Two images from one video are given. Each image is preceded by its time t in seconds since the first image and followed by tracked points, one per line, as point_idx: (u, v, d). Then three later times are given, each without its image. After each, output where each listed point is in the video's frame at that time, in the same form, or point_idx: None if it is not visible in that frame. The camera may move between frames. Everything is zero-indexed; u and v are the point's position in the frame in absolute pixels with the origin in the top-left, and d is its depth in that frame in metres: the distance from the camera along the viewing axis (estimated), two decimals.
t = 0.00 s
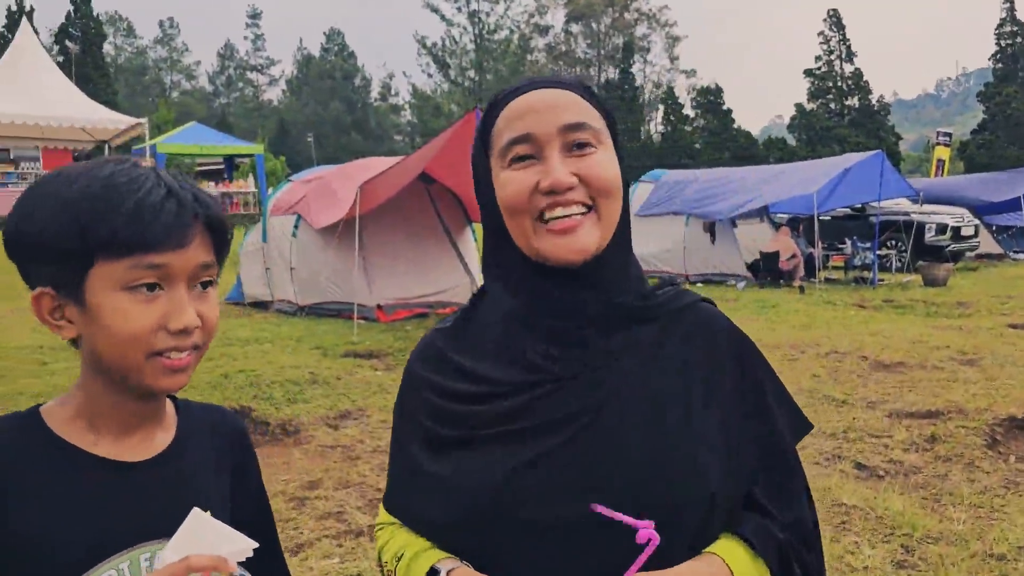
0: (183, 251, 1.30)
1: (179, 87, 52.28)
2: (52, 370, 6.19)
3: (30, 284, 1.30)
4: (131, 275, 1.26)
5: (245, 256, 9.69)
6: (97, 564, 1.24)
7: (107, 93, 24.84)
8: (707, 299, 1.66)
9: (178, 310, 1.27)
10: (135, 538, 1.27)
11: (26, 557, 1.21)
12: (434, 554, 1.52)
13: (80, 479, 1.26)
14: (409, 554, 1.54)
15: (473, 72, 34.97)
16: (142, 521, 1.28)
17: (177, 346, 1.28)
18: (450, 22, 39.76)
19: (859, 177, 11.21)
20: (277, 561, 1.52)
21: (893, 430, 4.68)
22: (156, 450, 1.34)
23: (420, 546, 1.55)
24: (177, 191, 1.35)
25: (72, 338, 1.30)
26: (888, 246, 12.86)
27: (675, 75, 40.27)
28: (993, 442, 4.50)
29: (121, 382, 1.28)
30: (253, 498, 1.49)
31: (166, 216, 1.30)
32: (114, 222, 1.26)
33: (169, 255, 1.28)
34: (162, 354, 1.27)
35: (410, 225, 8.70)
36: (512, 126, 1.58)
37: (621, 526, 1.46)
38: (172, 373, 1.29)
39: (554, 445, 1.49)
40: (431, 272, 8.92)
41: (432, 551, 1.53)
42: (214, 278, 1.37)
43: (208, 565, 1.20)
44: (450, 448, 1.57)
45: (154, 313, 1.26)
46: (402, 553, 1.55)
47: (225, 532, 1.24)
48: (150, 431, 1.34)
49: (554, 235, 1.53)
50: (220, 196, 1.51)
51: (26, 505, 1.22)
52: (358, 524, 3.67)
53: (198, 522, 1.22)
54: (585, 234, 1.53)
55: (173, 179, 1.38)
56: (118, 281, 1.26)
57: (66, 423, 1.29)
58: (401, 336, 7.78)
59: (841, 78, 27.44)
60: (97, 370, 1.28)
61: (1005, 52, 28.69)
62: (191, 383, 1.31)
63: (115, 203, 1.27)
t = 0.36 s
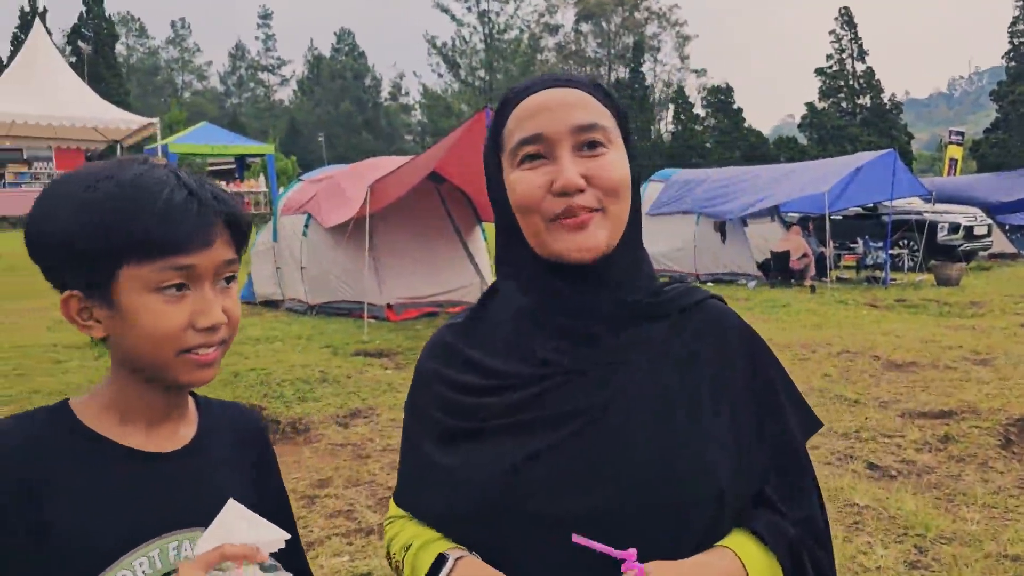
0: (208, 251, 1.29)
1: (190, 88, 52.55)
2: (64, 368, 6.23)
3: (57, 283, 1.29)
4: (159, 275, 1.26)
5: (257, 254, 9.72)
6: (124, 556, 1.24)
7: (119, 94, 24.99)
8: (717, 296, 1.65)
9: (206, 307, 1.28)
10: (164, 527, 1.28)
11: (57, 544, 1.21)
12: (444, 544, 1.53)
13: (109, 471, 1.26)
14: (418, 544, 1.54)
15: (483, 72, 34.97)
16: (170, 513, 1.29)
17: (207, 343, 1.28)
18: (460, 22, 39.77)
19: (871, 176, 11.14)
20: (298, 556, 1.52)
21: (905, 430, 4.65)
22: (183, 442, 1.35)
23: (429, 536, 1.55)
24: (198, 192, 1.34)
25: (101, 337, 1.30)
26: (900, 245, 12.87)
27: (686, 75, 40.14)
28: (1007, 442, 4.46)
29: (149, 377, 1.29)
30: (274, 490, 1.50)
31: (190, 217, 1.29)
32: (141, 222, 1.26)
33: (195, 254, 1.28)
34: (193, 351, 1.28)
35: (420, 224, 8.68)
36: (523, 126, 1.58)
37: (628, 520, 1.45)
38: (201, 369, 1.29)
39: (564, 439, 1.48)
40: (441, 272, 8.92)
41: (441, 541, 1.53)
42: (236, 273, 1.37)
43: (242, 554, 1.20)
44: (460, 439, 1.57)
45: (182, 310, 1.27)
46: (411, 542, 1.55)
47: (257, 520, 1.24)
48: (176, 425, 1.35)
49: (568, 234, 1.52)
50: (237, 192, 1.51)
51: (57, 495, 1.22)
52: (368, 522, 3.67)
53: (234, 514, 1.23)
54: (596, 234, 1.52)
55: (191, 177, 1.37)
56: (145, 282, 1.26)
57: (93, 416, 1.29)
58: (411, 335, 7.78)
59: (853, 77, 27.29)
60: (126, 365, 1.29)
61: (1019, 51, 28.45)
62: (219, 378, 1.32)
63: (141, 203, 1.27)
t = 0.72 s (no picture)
0: (237, 252, 1.31)
1: (199, 87, 52.69)
2: (75, 366, 6.26)
3: (90, 287, 1.31)
4: (190, 278, 1.28)
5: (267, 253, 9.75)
6: (156, 551, 1.26)
7: (129, 93, 25.08)
8: (726, 292, 1.65)
9: (236, 308, 1.30)
10: (194, 522, 1.29)
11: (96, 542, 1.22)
12: (448, 530, 1.57)
13: (141, 468, 1.27)
14: (427, 536, 1.58)
15: (491, 72, 34.98)
16: (198, 509, 1.30)
17: (237, 342, 1.31)
18: (468, 22, 39.74)
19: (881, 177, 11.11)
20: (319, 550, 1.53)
21: (916, 431, 4.63)
22: (211, 438, 1.36)
23: (434, 525, 1.59)
24: (224, 195, 1.35)
25: (135, 338, 1.32)
26: (910, 246, 12.81)
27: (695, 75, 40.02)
28: (1018, 443, 4.44)
29: (180, 376, 1.31)
30: (293, 486, 1.51)
31: (218, 218, 1.31)
32: (172, 223, 1.27)
33: (225, 257, 1.30)
34: (224, 350, 1.30)
35: (430, 224, 8.69)
36: (527, 135, 1.59)
37: (636, 515, 1.45)
38: (232, 370, 1.32)
39: (577, 436, 1.49)
40: (450, 272, 8.95)
41: (447, 528, 1.57)
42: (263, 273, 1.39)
43: (276, 556, 1.21)
44: (472, 438, 1.60)
45: (213, 312, 1.29)
46: (422, 535, 1.59)
47: (288, 519, 1.24)
48: (205, 422, 1.37)
49: (579, 241, 1.53)
50: (255, 192, 1.52)
51: (95, 493, 1.23)
52: (378, 521, 3.68)
53: (265, 515, 1.23)
54: (608, 237, 1.54)
55: (216, 179, 1.38)
56: (177, 285, 1.28)
57: (125, 413, 1.30)
58: (420, 334, 7.80)
59: (862, 77, 27.19)
60: (157, 365, 1.30)
61: None
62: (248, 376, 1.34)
63: (169, 207, 1.28)
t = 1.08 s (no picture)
0: (254, 250, 1.33)
1: (205, 85, 52.80)
2: (83, 363, 6.29)
3: (113, 284, 1.33)
4: (208, 276, 1.29)
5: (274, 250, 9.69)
6: (182, 548, 1.28)
7: (136, 91, 25.15)
8: (742, 283, 1.64)
9: (254, 305, 1.31)
10: (216, 522, 1.31)
11: (126, 532, 1.24)
12: (476, 525, 1.58)
13: (169, 464, 1.29)
14: (459, 533, 1.58)
15: (496, 70, 34.97)
16: (231, 501, 1.33)
17: (256, 340, 1.31)
18: (473, 20, 39.72)
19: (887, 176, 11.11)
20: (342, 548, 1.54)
21: (923, 431, 4.63)
22: (235, 438, 1.37)
23: (462, 522, 1.60)
24: (240, 192, 1.36)
25: (156, 337, 1.34)
26: (917, 246, 12.78)
27: (700, 73, 39.97)
28: None
29: (199, 374, 1.32)
30: (318, 488, 1.53)
31: (235, 217, 1.32)
32: (189, 224, 1.29)
33: (241, 256, 1.31)
34: (243, 348, 1.31)
35: (436, 222, 8.70)
36: (522, 150, 1.60)
37: (651, 509, 1.48)
38: (251, 369, 1.32)
39: (592, 433, 1.52)
40: (455, 271, 9.01)
41: (476, 523, 1.58)
42: (283, 272, 1.40)
43: (302, 549, 1.22)
44: (494, 438, 1.62)
45: (232, 310, 1.30)
46: (452, 534, 1.59)
47: (316, 516, 1.27)
48: (228, 421, 1.38)
49: (578, 252, 1.54)
50: (266, 186, 1.53)
51: (126, 489, 1.25)
52: (387, 517, 3.70)
53: (292, 510, 1.26)
54: (604, 247, 1.54)
55: (234, 179, 1.39)
56: (195, 284, 1.29)
57: (151, 409, 1.32)
58: (426, 332, 7.82)
59: (869, 76, 27.12)
60: (180, 364, 1.32)
61: None
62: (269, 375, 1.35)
63: (187, 207, 1.30)
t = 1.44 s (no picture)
0: (224, 214, 1.29)
1: (203, 82, 52.71)
2: (82, 359, 6.29)
3: (88, 267, 1.31)
4: (181, 243, 1.26)
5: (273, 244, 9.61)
6: (177, 548, 1.25)
7: (133, 88, 25.09)
8: (757, 291, 1.67)
9: (230, 273, 1.27)
10: (210, 523, 1.28)
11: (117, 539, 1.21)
12: (481, 502, 1.57)
13: (156, 460, 1.26)
14: (462, 510, 1.58)
15: (495, 69, 34.96)
16: (244, 491, 1.32)
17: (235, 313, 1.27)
18: (472, 18, 39.71)
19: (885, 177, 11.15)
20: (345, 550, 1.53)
21: (922, 430, 4.65)
22: (229, 428, 1.36)
23: (469, 498, 1.60)
24: (212, 156, 1.34)
25: (136, 317, 1.31)
26: (915, 246, 12.79)
27: (698, 73, 40.01)
28: None
29: (184, 355, 1.29)
30: (320, 483, 1.51)
31: (210, 182, 1.29)
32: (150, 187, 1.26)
33: (212, 220, 1.28)
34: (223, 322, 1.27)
35: (437, 219, 8.70)
36: (574, 124, 1.61)
37: (664, 505, 1.48)
38: (230, 341, 1.28)
39: (609, 425, 1.51)
40: (455, 270, 9.02)
41: (479, 501, 1.58)
42: (265, 244, 1.36)
43: (301, 556, 1.16)
44: (506, 422, 1.61)
45: (207, 277, 1.26)
46: (456, 508, 1.59)
47: (321, 520, 1.20)
48: (217, 408, 1.35)
49: (615, 228, 1.54)
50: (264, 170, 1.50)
51: (113, 484, 1.22)
52: (387, 514, 3.70)
53: (291, 510, 1.20)
54: (640, 229, 1.54)
55: (209, 147, 1.37)
56: (169, 250, 1.25)
57: (133, 401, 1.29)
58: (425, 330, 7.82)
59: (867, 76, 27.13)
60: (159, 344, 1.29)
61: None
62: (253, 352, 1.31)
63: (151, 174, 1.27)
